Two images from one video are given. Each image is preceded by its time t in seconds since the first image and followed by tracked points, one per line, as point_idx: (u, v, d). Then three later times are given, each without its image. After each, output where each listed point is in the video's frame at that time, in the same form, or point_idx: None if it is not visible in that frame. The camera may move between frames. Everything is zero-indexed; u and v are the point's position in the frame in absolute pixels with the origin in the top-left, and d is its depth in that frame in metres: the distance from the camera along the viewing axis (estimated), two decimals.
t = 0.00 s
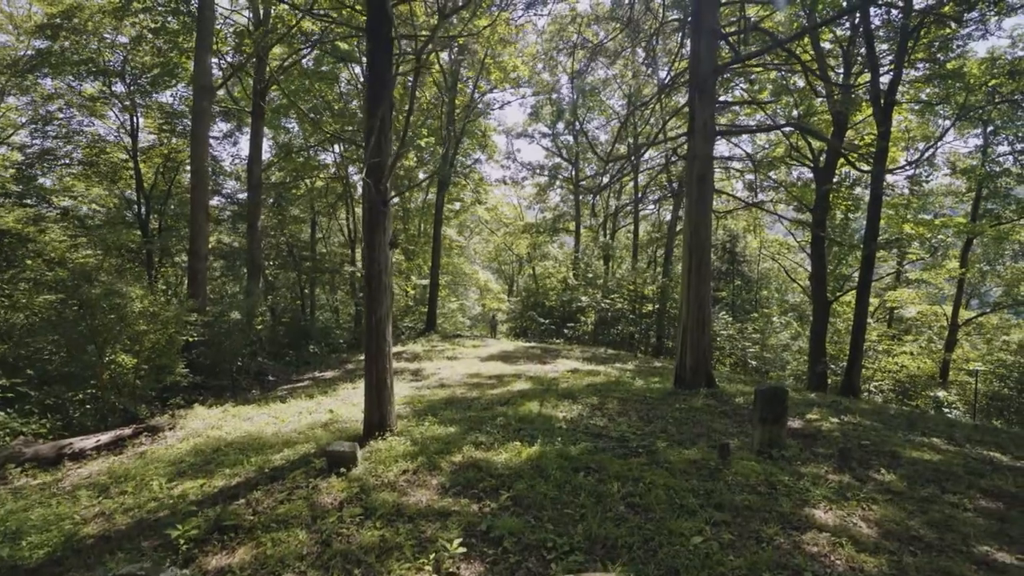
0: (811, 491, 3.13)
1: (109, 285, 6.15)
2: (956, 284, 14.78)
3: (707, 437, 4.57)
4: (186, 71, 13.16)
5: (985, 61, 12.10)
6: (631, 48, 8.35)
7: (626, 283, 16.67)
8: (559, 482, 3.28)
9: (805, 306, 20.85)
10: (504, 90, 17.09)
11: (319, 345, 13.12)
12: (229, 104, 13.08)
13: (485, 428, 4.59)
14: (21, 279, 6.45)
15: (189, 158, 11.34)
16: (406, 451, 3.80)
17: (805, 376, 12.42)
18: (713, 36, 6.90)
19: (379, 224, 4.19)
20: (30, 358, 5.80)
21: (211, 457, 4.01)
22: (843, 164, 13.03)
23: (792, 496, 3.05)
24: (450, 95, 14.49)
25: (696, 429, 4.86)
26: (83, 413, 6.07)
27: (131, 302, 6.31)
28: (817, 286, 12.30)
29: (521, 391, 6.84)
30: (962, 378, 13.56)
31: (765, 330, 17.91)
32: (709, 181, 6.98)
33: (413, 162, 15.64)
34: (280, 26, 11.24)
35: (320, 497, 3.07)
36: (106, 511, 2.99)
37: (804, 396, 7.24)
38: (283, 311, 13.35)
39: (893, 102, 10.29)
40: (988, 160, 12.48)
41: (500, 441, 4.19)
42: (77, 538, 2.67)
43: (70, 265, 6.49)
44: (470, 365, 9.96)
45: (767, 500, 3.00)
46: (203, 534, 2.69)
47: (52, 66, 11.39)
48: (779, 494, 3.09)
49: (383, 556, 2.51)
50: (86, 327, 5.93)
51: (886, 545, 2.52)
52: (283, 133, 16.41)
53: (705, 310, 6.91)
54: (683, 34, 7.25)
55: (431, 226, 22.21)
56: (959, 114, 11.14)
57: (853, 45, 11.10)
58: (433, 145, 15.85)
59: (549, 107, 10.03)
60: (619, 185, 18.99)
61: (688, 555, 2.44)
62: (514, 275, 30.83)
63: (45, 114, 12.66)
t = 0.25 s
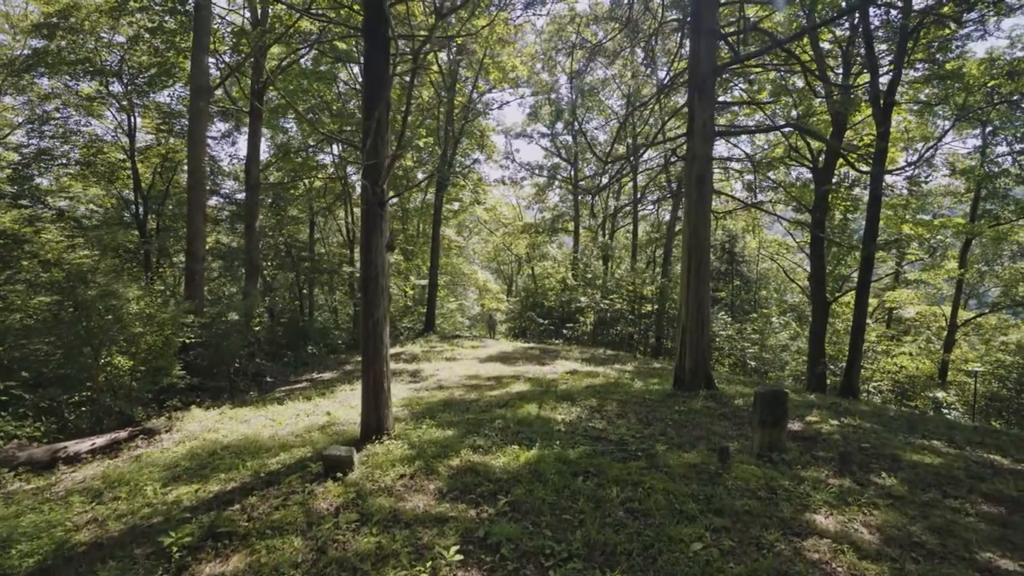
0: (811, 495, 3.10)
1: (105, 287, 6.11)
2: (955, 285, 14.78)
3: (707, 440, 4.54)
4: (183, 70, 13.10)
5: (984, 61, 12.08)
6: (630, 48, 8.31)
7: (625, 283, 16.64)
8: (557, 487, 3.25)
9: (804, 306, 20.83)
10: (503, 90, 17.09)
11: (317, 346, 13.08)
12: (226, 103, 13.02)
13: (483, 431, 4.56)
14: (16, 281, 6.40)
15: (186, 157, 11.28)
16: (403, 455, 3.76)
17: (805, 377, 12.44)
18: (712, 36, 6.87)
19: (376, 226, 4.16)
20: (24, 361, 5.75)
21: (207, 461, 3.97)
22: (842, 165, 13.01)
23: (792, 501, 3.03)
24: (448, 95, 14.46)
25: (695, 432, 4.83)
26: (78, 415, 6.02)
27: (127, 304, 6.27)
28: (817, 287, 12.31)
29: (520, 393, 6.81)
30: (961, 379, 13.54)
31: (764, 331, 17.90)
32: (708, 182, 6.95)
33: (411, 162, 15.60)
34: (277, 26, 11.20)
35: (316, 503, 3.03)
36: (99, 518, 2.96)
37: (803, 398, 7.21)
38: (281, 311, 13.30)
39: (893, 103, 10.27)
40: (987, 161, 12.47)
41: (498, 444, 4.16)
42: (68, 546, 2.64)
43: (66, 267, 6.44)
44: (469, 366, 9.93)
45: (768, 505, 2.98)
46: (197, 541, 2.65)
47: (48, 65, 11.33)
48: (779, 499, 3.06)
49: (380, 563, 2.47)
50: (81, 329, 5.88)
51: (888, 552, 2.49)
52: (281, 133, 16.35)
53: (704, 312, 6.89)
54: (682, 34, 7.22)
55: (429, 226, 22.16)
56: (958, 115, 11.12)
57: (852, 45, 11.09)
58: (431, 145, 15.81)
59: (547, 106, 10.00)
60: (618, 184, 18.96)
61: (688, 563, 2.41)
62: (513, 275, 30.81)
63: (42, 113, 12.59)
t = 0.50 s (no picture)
0: (816, 501, 3.05)
1: (100, 288, 6.05)
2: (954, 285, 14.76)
3: (708, 443, 4.49)
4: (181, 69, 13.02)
5: (983, 61, 12.06)
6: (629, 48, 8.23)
7: (624, 283, 16.59)
8: (558, 492, 3.20)
9: (803, 307, 20.82)
10: (501, 90, 17.06)
11: (315, 346, 13.02)
12: (223, 103, 12.93)
13: (482, 434, 4.51)
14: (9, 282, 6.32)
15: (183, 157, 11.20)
16: (401, 459, 3.71)
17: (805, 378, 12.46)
18: (712, 34, 6.82)
19: (373, 226, 4.10)
20: (17, 363, 5.67)
21: (201, 465, 3.91)
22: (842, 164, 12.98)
23: (796, 506, 2.99)
24: (446, 95, 14.41)
25: (695, 435, 4.79)
26: (72, 418, 5.95)
27: (122, 306, 6.20)
28: (816, 287, 12.31)
29: (519, 394, 6.75)
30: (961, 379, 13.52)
31: (763, 331, 17.87)
32: (709, 182, 6.89)
33: (410, 162, 15.53)
34: (275, 25, 11.13)
35: (312, 509, 2.98)
36: (90, 525, 2.90)
37: (804, 399, 7.17)
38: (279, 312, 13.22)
39: (893, 103, 10.24)
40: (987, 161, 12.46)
41: (497, 447, 4.11)
42: (57, 554, 2.57)
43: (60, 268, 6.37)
44: (467, 367, 9.87)
45: (771, 511, 2.93)
46: (189, 549, 2.59)
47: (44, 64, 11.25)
48: (783, 504, 3.01)
49: (376, 572, 2.42)
50: (76, 331, 5.81)
51: (896, 560, 2.44)
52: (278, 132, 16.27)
53: (704, 313, 6.85)
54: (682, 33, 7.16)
55: (427, 226, 22.10)
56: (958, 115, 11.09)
57: (852, 44, 11.05)
58: (430, 144, 15.76)
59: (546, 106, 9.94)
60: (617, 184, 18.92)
61: (692, 572, 2.36)
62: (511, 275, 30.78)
63: (38, 113, 12.48)
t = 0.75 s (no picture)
0: (822, 506, 2.99)
1: (95, 289, 5.97)
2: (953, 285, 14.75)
3: (710, 447, 4.44)
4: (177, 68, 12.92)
5: (983, 61, 12.05)
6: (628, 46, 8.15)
7: (623, 283, 16.54)
8: (559, 497, 3.13)
9: (802, 306, 20.80)
10: (500, 90, 17.04)
11: (313, 346, 12.94)
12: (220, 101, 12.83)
13: (482, 437, 4.45)
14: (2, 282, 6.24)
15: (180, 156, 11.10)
16: (399, 463, 3.64)
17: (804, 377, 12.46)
18: (713, 32, 6.76)
19: (371, 226, 4.02)
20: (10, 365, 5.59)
21: (195, 469, 3.83)
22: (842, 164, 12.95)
23: (803, 511, 2.93)
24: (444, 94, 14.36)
25: (698, 437, 4.72)
26: (65, 421, 5.86)
27: (117, 307, 6.12)
28: (816, 287, 12.30)
29: (518, 396, 6.69)
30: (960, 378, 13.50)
31: (762, 331, 17.83)
32: (710, 182, 6.82)
33: (408, 161, 15.46)
34: (272, 23, 11.05)
35: (308, 515, 2.91)
36: (79, 533, 2.82)
37: (805, 399, 7.11)
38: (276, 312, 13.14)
39: (893, 103, 10.21)
40: (986, 161, 12.44)
41: (497, 451, 4.05)
42: (45, 563, 2.50)
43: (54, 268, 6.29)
44: (466, 367, 9.81)
45: (778, 516, 2.87)
46: (181, 558, 2.52)
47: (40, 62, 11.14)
48: (789, 509, 2.96)
49: None
50: (69, 333, 5.72)
51: (907, 568, 2.39)
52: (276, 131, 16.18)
53: (705, 314, 6.79)
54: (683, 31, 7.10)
55: (426, 225, 22.03)
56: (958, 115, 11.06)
57: (851, 44, 11.01)
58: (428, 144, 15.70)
59: (545, 105, 9.88)
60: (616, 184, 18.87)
61: None
62: (509, 275, 30.74)
63: (34, 112, 12.36)
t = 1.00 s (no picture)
0: (831, 511, 2.92)
1: (88, 289, 5.88)
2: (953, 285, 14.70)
3: (714, 449, 4.36)
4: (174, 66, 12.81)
5: (983, 60, 12.01)
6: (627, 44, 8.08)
7: (623, 283, 16.46)
8: (561, 502, 3.05)
9: (801, 306, 20.77)
10: (499, 89, 16.98)
11: (311, 347, 12.84)
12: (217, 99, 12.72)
13: (482, 439, 4.37)
14: None
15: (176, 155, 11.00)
16: (397, 467, 3.55)
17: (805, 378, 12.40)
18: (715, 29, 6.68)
19: (368, 224, 3.93)
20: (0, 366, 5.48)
21: (188, 474, 3.74)
22: (842, 163, 12.90)
23: (812, 517, 2.85)
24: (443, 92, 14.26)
25: (701, 440, 4.64)
26: (57, 423, 5.76)
27: (110, 307, 6.03)
28: (816, 287, 12.24)
29: (518, 397, 6.60)
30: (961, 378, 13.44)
31: (762, 331, 17.78)
32: (712, 180, 6.73)
33: (407, 160, 15.38)
34: (270, 22, 10.97)
35: (302, 522, 2.82)
36: (65, 541, 2.73)
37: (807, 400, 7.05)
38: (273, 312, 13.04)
39: (895, 102, 10.16)
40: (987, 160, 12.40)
41: (497, 454, 3.97)
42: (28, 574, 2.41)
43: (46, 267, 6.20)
44: (465, 367, 9.72)
45: (786, 522, 2.79)
46: (170, 568, 2.44)
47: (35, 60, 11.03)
48: (798, 515, 2.88)
49: None
50: (62, 333, 5.63)
51: None
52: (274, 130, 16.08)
53: (707, 314, 6.71)
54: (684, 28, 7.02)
55: (424, 225, 21.95)
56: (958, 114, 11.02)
57: (851, 42, 10.95)
58: (426, 143, 15.61)
59: (545, 103, 9.81)
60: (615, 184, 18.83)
61: None
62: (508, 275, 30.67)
63: (29, 110, 12.20)
